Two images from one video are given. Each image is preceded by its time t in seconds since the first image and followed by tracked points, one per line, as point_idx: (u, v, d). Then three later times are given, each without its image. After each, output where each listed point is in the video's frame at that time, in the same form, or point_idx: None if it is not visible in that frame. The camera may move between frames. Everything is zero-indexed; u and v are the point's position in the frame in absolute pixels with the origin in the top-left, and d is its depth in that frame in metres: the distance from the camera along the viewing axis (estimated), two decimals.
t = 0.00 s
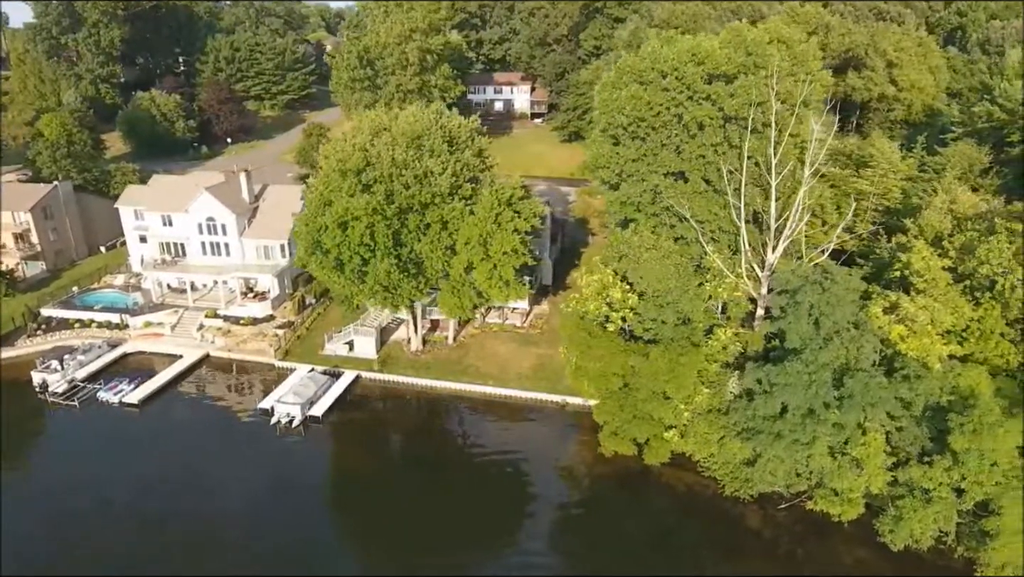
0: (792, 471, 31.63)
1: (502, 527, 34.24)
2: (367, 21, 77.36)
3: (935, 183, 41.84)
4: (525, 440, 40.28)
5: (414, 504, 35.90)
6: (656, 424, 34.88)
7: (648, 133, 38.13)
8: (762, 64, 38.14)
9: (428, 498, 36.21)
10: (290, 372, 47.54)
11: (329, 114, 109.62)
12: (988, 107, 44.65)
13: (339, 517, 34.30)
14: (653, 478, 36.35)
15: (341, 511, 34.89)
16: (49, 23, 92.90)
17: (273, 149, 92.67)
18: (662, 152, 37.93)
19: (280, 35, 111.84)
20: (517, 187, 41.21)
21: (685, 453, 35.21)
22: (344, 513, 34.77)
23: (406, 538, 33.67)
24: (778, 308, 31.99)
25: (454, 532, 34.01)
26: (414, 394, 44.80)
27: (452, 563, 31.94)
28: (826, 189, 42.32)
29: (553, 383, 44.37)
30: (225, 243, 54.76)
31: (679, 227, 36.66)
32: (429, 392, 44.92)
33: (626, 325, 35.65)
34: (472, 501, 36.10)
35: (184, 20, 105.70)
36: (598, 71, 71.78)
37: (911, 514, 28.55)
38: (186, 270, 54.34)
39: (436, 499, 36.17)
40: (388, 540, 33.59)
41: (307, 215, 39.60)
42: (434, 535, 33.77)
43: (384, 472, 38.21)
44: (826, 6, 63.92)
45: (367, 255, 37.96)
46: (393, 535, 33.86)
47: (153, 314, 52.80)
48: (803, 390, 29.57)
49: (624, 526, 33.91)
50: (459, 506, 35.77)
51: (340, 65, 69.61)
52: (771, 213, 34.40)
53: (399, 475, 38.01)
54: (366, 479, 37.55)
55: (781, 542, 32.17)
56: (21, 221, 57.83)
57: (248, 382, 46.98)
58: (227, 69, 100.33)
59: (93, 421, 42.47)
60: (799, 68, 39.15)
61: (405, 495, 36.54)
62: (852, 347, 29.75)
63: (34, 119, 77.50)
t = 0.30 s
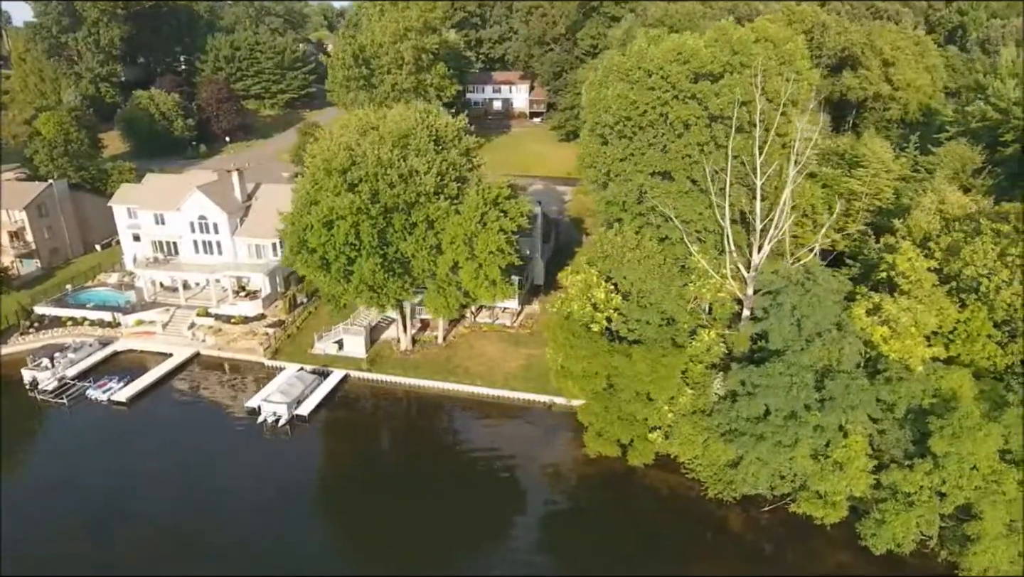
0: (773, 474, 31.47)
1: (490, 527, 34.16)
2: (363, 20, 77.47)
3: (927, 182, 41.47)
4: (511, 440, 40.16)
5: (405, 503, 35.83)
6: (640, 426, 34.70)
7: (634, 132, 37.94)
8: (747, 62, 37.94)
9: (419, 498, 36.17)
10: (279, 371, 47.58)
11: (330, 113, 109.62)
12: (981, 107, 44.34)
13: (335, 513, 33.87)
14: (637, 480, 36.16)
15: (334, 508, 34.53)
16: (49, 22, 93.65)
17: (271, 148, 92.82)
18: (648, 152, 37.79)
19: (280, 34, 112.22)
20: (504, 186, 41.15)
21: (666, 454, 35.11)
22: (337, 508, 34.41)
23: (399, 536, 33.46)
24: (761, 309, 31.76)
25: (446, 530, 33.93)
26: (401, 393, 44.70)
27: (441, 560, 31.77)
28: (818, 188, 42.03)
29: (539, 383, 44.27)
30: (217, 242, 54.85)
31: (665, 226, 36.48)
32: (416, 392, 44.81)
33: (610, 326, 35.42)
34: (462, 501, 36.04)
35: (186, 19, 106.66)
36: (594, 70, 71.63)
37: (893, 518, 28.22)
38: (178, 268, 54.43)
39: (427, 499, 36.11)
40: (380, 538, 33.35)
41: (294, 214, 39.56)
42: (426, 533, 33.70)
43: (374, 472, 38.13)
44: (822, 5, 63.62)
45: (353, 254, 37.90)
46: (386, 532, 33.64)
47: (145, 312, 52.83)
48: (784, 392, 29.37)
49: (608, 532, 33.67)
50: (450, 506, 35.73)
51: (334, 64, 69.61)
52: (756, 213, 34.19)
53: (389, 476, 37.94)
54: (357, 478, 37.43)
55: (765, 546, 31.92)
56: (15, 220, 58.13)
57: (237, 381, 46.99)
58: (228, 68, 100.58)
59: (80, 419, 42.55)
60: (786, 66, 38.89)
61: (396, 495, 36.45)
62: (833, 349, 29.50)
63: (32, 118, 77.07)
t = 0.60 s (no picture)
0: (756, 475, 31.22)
1: (478, 526, 33.67)
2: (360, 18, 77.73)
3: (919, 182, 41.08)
4: (497, 439, 40.06)
5: (395, 502, 35.30)
6: (624, 426, 34.51)
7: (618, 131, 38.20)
8: (733, 61, 37.72)
9: (408, 497, 35.71)
10: (269, 369, 47.69)
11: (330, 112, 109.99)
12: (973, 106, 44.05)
13: (326, 511, 33.01)
14: (621, 480, 35.98)
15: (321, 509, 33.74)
16: (50, 21, 93.78)
17: (271, 147, 93.05)
18: (634, 151, 37.73)
19: (281, 33, 112.73)
20: (491, 186, 41.09)
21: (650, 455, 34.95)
22: (326, 503, 33.74)
23: (389, 535, 32.83)
24: (744, 309, 31.57)
25: (437, 525, 33.57)
26: (389, 392, 44.67)
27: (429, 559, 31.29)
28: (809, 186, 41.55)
29: (528, 383, 44.19)
30: (211, 240, 55.01)
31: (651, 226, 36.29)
32: (404, 391, 44.78)
33: (595, 326, 35.26)
34: (451, 497, 35.90)
35: (190, 18, 107.86)
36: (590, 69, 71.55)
37: (875, 520, 27.95)
38: (172, 266, 54.60)
39: (416, 498, 35.62)
40: (371, 538, 32.76)
41: (282, 213, 39.56)
42: (417, 529, 33.18)
43: (361, 472, 37.70)
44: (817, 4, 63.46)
45: (339, 252, 37.82)
46: (377, 532, 33.04)
47: (138, 310, 53.03)
48: (765, 393, 29.18)
49: (591, 532, 33.49)
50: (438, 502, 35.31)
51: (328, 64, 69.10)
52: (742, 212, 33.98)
53: (377, 475, 37.54)
54: (345, 477, 36.92)
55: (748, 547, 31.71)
56: (11, 218, 58.49)
57: (228, 379, 47.11)
58: (228, 66, 100.69)
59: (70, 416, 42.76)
60: (774, 65, 38.66)
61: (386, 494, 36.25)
62: (815, 350, 29.30)
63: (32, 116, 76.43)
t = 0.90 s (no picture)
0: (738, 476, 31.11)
1: (469, 522, 34.10)
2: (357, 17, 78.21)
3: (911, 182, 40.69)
4: (484, 438, 40.09)
5: (387, 502, 35.61)
6: (607, 425, 34.43)
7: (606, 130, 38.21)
8: (718, 61, 37.72)
9: (401, 496, 36.02)
10: (261, 366, 47.90)
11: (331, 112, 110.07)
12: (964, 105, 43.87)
13: (323, 516, 33.44)
14: (605, 479, 35.91)
15: (317, 515, 33.73)
16: (51, 19, 93.50)
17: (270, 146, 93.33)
18: (621, 150, 37.67)
19: (283, 32, 113.24)
20: (479, 185, 41.08)
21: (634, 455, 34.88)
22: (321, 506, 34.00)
23: (387, 538, 33.11)
24: (726, 309, 31.50)
25: (433, 525, 33.92)
26: (378, 390, 44.76)
27: (430, 559, 31.75)
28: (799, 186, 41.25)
29: (516, 382, 44.20)
30: (205, 238, 55.09)
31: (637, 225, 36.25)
32: (393, 389, 44.87)
33: (579, 325, 35.20)
34: (444, 494, 36.14)
35: (192, 18, 108.54)
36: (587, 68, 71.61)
37: (855, 521, 27.80)
38: (167, 264, 54.86)
39: (407, 497, 35.95)
40: (370, 542, 32.96)
41: (270, 212, 39.72)
42: (414, 530, 33.54)
43: (352, 470, 37.93)
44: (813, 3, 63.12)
45: (326, 251, 37.95)
46: (374, 535, 33.27)
47: (133, 307, 53.36)
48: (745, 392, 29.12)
49: (574, 532, 33.47)
50: (429, 500, 35.63)
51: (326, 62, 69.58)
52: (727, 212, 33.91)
53: (368, 473, 37.80)
54: (336, 477, 37.07)
55: (730, 548, 31.57)
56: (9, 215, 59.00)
57: (220, 376, 47.34)
58: (229, 65, 101.02)
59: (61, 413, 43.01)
60: (760, 64, 38.62)
61: (381, 492, 36.50)
62: (795, 350, 29.27)
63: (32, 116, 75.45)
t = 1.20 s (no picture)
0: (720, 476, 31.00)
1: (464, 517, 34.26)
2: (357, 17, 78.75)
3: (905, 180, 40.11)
4: (471, 436, 40.24)
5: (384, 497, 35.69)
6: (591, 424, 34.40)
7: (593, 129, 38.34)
8: (704, 60, 37.74)
9: (396, 491, 36.13)
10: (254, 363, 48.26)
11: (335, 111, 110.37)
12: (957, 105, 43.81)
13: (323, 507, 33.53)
14: (589, 479, 35.93)
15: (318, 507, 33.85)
16: (57, 19, 94.99)
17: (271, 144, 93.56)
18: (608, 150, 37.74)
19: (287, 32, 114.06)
20: (468, 184, 41.29)
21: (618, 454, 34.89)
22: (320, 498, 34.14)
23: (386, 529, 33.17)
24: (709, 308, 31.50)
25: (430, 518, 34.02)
26: (368, 388, 44.97)
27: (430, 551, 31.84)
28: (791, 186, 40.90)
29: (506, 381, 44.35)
30: (202, 236, 55.47)
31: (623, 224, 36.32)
32: (384, 387, 45.07)
33: (564, 323, 35.22)
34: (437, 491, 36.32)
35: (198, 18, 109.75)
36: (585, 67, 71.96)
37: (835, 522, 27.69)
38: (164, 261, 55.31)
39: (404, 492, 36.05)
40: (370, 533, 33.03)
41: (261, 210, 39.98)
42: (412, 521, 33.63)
43: (348, 467, 38.11)
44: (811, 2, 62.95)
45: (316, 249, 38.15)
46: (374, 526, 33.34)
47: (130, 304, 53.91)
48: (725, 391, 29.11)
49: (557, 531, 33.48)
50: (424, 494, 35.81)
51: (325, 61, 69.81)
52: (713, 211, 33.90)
53: (363, 471, 37.97)
54: (332, 473, 37.29)
55: (711, 548, 31.55)
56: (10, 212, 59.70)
57: (213, 372, 47.72)
58: (233, 65, 102.21)
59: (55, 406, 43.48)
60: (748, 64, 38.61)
61: (376, 487, 36.57)
62: (776, 350, 29.24)
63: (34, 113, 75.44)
